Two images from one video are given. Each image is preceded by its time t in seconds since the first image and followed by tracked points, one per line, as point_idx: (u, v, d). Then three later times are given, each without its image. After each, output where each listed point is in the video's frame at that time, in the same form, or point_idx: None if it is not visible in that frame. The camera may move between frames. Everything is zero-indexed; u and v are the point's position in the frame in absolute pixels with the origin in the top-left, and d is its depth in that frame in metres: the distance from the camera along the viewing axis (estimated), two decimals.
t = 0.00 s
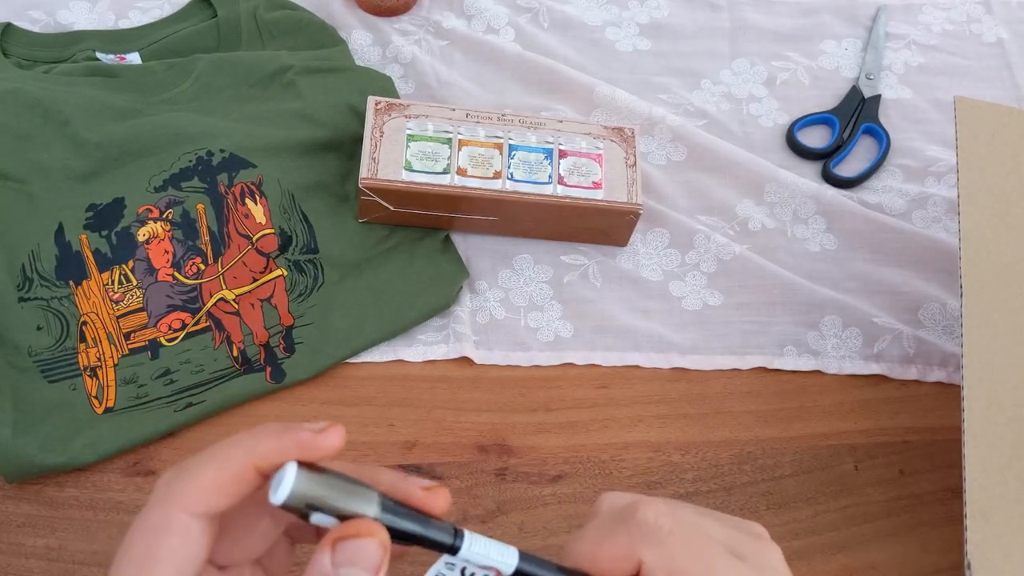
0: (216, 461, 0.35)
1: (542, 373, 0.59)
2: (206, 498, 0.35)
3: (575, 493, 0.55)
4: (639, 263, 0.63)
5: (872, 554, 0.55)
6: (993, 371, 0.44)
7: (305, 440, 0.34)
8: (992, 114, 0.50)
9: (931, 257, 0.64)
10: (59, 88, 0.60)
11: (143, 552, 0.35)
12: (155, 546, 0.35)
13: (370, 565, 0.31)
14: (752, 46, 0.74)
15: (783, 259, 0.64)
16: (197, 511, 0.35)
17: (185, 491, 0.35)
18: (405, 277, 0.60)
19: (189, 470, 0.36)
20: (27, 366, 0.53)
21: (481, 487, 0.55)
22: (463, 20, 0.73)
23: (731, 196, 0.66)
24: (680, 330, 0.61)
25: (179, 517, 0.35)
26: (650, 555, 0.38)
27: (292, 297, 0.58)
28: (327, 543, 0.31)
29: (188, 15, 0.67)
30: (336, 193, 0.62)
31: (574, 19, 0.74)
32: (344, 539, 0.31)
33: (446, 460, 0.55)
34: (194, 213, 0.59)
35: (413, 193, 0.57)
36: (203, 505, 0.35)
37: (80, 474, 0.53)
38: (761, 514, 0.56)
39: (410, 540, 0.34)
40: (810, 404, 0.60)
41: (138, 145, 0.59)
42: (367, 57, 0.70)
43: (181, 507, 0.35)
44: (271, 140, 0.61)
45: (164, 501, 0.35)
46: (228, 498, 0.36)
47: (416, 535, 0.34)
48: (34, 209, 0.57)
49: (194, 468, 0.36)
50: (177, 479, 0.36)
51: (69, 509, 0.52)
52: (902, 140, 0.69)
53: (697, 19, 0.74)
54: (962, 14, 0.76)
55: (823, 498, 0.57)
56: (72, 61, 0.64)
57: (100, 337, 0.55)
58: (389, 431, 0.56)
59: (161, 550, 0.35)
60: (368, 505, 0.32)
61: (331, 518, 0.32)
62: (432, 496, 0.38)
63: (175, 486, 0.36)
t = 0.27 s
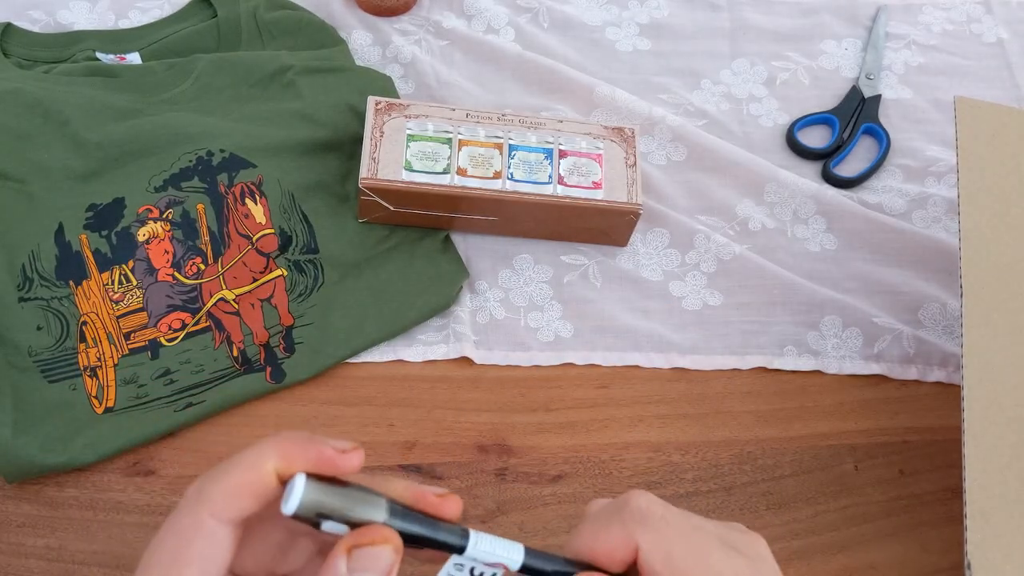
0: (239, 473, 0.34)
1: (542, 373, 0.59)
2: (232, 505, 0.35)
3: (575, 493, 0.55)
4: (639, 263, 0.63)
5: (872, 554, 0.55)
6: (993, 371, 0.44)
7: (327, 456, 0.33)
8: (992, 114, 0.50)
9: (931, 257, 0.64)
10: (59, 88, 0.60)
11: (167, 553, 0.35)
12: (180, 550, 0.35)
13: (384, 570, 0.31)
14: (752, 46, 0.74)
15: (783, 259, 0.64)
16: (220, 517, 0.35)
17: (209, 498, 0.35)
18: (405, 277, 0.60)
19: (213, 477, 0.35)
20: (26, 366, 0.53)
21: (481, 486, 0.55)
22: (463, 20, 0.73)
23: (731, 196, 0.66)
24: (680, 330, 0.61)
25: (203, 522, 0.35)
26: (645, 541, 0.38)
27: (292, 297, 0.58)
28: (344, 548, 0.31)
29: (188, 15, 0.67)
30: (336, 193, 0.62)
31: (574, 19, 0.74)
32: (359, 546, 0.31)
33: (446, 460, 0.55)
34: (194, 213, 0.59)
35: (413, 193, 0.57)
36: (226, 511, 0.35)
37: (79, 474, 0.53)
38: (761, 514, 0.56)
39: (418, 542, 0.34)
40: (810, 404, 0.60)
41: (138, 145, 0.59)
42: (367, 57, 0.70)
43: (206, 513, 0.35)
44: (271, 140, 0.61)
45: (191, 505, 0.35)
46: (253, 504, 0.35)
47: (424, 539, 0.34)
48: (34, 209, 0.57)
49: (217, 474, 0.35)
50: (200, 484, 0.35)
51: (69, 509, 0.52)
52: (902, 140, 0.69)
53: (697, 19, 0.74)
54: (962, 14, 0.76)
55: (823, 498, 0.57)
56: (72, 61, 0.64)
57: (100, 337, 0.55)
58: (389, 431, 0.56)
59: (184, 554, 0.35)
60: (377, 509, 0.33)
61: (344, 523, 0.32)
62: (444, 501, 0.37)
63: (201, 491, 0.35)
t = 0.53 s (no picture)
0: (224, 405, 0.36)
1: (542, 373, 0.59)
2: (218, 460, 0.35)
3: (575, 493, 0.55)
4: (639, 263, 0.63)
5: (872, 554, 0.55)
6: (993, 371, 0.44)
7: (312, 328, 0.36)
8: (992, 114, 0.50)
9: (931, 257, 0.64)
10: (60, 88, 0.60)
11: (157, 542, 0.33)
12: (171, 528, 0.33)
13: (369, 474, 0.30)
14: (752, 46, 0.74)
15: (783, 259, 0.64)
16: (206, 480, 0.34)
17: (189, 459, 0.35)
18: (405, 277, 0.60)
19: (189, 433, 0.35)
20: (27, 366, 0.53)
21: (481, 486, 0.55)
22: (463, 20, 0.73)
23: (731, 196, 0.66)
24: (679, 330, 0.61)
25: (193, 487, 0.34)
26: (555, 556, 0.39)
27: (292, 297, 0.58)
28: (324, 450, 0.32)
29: (188, 15, 0.67)
30: (336, 193, 0.62)
31: (574, 19, 0.74)
32: (338, 450, 0.30)
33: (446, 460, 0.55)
34: (194, 213, 0.59)
35: (413, 193, 0.57)
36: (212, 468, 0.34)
37: (79, 475, 0.53)
38: (761, 514, 0.56)
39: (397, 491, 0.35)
40: (810, 404, 0.60)
41: (138, 145, 0.59)
42: (367, 56, 0.70)
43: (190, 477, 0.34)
44: (272, 140, 0.61)
45: (169, 478, 0.34)
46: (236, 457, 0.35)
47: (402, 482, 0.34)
48: (34, 209, 0.57)
49: (201, 433, 0.35)
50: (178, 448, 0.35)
51: (69, 509, 0.52)
52: (902, 140, 0.69)
53: (697, 19, 0.74)
54: (962, 14, 0.76)
55: (823, 498, 0.57)
56: (72, 61, 0.64)
57: (100, 337, 0.55)
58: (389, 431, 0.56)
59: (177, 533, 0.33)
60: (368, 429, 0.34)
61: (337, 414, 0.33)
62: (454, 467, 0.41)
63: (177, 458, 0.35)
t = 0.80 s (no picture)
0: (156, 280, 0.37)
1: (543, 373, 0.59)
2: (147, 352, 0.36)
3: (575, 493, 0.55)
4: (639, 263, 0.63)
5: (872, 554, 0.55)
6: (994, 372, 0.44)
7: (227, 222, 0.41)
8: (992, 114, 0.50)
9: (931, 257, 0.64)
10: (60, 88, 0.60)
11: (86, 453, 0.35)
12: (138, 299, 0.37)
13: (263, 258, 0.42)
14: (752, 46, 0.74)
15: (783, 259, 0.64)
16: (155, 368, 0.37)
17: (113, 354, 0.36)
18: (405, 277, 0.60)
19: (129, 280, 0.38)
20: (27, 366, 0.53)
21: (481, 487, 0.55)
22: (463, 20, 0.73)
23: (731, 196, 0.66)
24: (680, 331, 0.61)
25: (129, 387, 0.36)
26: None
27: (292, 297, 0.58)
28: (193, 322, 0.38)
29: (188, 15, 0.67)
30: (336, 193, 0.62)
31: (574, 19, 0.74)
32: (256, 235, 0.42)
33: (447, 460, 0.55)
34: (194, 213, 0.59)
35: (413, 193, 0.57)
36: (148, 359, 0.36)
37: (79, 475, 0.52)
38: (761, 514, 0.56)
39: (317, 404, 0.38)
40: (810, 404, 0.60)
41: (138, 145, 0.59)
42: (367, 56, 0.70)
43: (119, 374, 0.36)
44: (272, 140, 0.61)
45: (81, 378, 0.36)
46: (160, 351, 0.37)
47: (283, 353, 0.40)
48: (34, 209, 0.57)
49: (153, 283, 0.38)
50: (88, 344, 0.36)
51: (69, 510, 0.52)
52: (902, 140, 0.69)
53: (697, 19, 0.74)
54: (962, 14, 0.76)
55: (823, 498, 0.57)
56: (72, 61, 0.64)
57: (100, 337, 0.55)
58: (390, 431, 0.56)
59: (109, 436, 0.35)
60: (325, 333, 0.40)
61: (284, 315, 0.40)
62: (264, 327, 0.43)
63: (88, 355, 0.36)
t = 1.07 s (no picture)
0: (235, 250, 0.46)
1: (543, 373, 0.59)
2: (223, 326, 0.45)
3: (575, 493, 0.55)
4: (639, 263, 0.63)
5: (871, 554, 0.55)
6: (994, 371, 0.44)
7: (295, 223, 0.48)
8: (991, 114, 0.50)
9: (931, 257, 0.64)
10: (60, 88, 0.60)
11: (149, 406, 0.42)
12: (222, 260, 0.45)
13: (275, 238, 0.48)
14: (752, 46, 0.74)
15: (783, 259, 0.64)
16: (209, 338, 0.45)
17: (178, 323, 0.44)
18: (405, 277, 0.60)
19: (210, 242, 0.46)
20: (27, 366, 0.53)
21: (481, 487, 0.55)
22: (463, 21, 0.73)
23: (731, 196, 0.66)
24: (679, 330, 0.61)
25: (188, 352, 0.43)
26: None
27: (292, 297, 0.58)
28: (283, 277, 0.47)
29: (188, 15, 0.67)
30: (336, 194, 0.62)
31: (574, 19, 0.74)
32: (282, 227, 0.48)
33: (446, 460, 0.55)
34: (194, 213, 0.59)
35: (413, 193, 0.57)
36: (204, 324, 0.44)
37: (79, 475, 0.53)
38: (761, 514, 0.56)
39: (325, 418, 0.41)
40: (810, 404, 0.60)
41: (138, 145, 0.60)
42: (367, 57, 0.70)
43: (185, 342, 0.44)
44: (271, 140, 0.61)
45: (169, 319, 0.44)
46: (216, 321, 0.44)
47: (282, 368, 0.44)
48: (34, 209, 0.57)
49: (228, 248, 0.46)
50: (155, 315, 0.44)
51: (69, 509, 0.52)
52: (902, 140, 0.69)
53: (697, 19, 0.74)
54: (962, 14, 0.76)
55: (822, 497, 0.57)
56: (72, 61, 0.64)
57: (100, 337, 0.55)
58: (390, 431, 0.56)
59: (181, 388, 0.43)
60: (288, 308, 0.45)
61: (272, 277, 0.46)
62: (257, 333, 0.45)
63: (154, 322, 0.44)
